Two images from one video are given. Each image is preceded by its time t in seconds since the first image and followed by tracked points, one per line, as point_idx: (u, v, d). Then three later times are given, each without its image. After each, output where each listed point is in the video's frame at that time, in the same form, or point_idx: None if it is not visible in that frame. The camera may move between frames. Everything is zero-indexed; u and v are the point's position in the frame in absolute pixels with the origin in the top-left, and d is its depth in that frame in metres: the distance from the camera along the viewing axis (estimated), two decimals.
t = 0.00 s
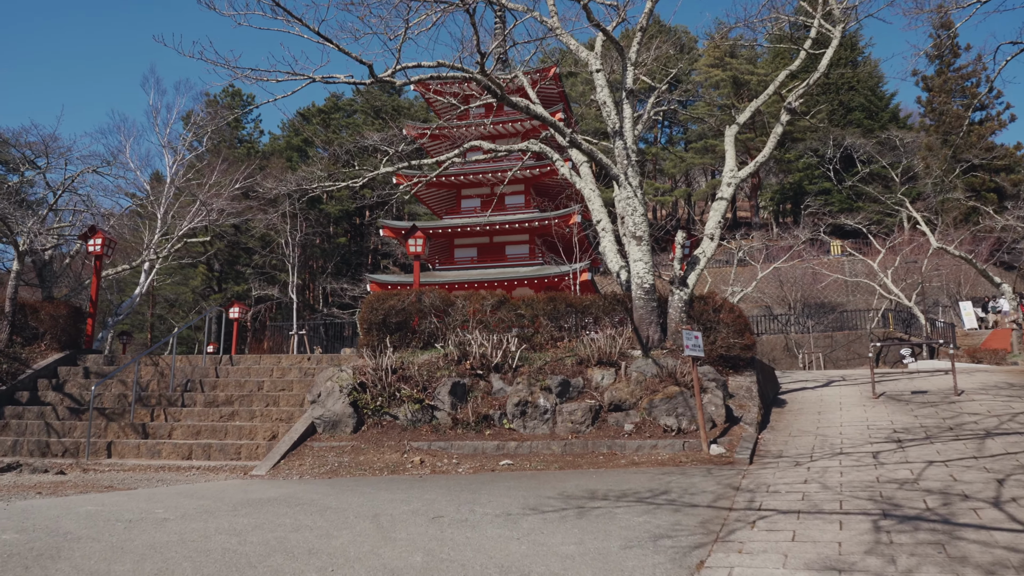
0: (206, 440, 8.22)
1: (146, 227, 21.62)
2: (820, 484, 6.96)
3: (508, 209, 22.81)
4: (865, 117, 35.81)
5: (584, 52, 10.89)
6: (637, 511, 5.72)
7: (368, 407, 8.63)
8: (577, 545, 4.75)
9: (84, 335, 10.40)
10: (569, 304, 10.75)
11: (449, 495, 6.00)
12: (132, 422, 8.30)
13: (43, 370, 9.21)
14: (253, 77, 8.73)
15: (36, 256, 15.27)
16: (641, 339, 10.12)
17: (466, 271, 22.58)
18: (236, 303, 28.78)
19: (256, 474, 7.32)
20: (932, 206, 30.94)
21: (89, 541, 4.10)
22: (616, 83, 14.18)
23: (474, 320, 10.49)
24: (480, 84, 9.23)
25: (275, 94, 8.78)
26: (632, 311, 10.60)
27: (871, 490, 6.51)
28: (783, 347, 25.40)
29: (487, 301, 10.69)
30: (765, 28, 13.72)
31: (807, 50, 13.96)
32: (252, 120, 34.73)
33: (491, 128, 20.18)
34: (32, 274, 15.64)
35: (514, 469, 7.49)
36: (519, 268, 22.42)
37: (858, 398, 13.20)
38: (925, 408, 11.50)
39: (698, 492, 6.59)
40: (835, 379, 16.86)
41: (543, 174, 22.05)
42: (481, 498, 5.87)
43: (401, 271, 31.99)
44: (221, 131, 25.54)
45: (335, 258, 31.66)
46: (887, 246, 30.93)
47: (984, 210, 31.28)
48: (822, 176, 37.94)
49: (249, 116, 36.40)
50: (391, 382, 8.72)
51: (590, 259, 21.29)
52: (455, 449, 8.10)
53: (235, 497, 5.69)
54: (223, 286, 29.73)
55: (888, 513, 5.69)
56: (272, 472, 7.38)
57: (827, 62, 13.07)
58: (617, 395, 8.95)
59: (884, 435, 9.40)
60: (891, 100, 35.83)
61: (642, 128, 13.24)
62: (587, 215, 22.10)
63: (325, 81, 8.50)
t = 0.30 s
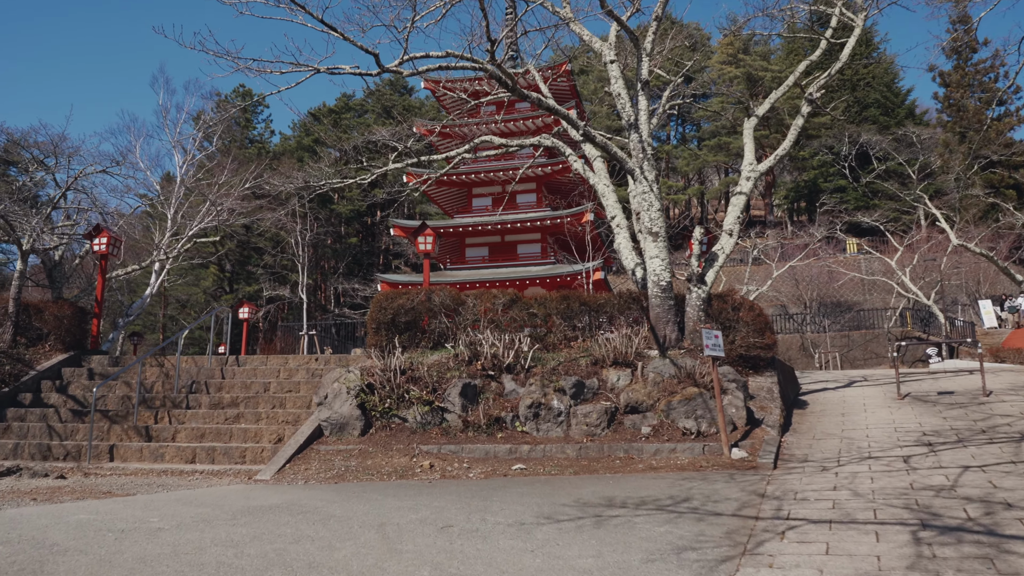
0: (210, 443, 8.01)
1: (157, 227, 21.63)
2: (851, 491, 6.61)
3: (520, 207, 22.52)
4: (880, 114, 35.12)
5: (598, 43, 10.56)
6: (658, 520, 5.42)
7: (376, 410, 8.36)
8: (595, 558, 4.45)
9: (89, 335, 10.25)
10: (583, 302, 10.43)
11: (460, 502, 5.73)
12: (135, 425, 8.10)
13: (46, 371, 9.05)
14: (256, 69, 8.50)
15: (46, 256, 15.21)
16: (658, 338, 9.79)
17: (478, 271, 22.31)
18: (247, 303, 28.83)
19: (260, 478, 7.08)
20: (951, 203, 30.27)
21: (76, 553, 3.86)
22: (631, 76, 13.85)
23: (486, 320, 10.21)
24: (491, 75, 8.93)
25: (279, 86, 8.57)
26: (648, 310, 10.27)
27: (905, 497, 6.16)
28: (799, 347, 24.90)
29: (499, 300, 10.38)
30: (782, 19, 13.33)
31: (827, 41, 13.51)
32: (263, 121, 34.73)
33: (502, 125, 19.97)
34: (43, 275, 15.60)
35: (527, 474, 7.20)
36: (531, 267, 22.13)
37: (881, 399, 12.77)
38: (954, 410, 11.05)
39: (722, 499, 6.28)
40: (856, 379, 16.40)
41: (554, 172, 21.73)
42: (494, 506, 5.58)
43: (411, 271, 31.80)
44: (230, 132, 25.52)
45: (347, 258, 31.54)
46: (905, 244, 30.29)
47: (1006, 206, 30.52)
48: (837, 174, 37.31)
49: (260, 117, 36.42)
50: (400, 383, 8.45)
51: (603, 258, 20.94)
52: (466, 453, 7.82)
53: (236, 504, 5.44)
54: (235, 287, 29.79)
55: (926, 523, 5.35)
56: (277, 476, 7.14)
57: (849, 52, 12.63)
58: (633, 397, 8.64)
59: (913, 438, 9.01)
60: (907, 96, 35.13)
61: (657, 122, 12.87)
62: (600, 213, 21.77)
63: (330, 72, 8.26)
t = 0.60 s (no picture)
0: (220, 445, 7.82)
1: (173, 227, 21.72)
2: (891, 498, 6.22)
3: (536, 205, 22.23)
4: (901, 109, 34.26)
5: (616, 33, 10.23)
6: (687, 531, 5.10)
7: (389, 412, 8.10)
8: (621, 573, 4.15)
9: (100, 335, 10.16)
10: (602, 300, 10.06)
11: (476, 510, 5.45)
12: (144, 427, 7.95)
13: (57, 372, 8.93)
14: (265, 61, 8.34)
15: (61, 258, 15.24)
16: (681, 337, 9.45)
17: (494, 270, 22.04)
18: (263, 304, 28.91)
19: (270, 483, 6.85)
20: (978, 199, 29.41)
21: (70, 567, 3.63)
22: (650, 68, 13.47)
23: (502, 319, 9.91)
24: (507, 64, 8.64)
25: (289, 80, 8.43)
26: (670, 308, 9.91)
27: (950, 506, 5.77)
28: (821, 346, 24.34)
29: (516, 298, 10.07)
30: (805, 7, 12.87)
31: (854, 29, 13.01)
32: (279, 121, 34.79)
33: (516, 122, 19.78)
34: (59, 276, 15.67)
35: (547, 479, 6.90)
36: (548, 265, 21.84)
37: (913, 399, 12.27)
38: (993, 411, 10.54)
39: (753, 507, 5.96)
40: (885, 378, 15.86)
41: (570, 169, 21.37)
42: (512, 515, 5.29)
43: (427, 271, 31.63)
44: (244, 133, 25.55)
45: (363, 258, 31.45)
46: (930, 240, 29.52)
47: None
48: (858, 170, 36.52)
49: (276, 118, 36.50)
50: (414, 384, 8.19)
51: (621, 256, 20.58)
52: (483, 456, 7.54)
53: (243, 511, 5.22)
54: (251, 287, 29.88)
55: (977, 535, 4.96)
56: (288, 481, 6.91)
57: (877, 40, 12.14)
58: (656, 398, 8.31)
59: (952, 441, 8.57)
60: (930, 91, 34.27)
61: (677, 115, 12.46)
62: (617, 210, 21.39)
63: (340, 63, 8.06)
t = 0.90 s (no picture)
0: (236, 448, 7.65)
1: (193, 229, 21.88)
2: (943, 506, 5.79)
3: (556, 203, 21.91)
4: (928, 103, 33.17)
5: (641, 20, 9.86)
6: (725, 543, 4.75)
7: (409, 413, 7.84)
8: None
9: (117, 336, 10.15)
10: (628, 297, 9.68)
11: (499, 518, 5.16)
12: (160, 429, 7.83)
13: (73, 373, 8.85)
14: (280, 54, 8.17)
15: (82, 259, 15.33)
16: (710, 336, 9.07)
17: (514, 269, 21.74)
18: (284, 304, 29.11)
19: (286, 487, 6.63)
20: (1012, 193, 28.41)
21: None
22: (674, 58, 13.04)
23: (523, 317, 9.61)
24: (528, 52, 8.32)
25: (304, 71, 8.26)
26: (699, 305, 9.53)
27: (1009, 516, 5.34)
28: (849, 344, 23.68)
29: (537, 296, 9.75)
30: None
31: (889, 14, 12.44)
32: (299, 122, 34.93)
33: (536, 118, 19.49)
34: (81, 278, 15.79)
35: (572, 485, 6.58)
36: (569, 264, 21.50)
37: (953, 399, 11.71)
38: None
39: (795, 516, 5.60)
40: (921, 378, 15.23)
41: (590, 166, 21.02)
42: (538, 524, 4.98)
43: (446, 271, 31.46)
44: (263, 134, 25.63)
45: (382, 258, 31.40)
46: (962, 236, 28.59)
47: None
48: (884, 166, 35.57)
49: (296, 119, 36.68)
50: (434, 386, 7.93)
51: (644, 254, 20.17)
52: (505, 460, 7.26)
53: (255, 518, 4.99)
54: (272, 288, 30.05)
55: None
56: (304, 485, 6.69)
57: (914, 24, 11.58)
58: (685, 399, 7.95)
59: (1000, 444, 8.07)
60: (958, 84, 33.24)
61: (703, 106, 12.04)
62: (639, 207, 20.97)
63: (356, 52, 7.85)
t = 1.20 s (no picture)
0: (254, 450, 7.51)
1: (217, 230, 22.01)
2: (1004, 515, 5.35)
3: (578, 200, 21.57)
4: (958, 96, 31.98)
5: (668, 7, 9.49)
6: (770, 556, 4.40)
7: (431, 414, 7.58)
8: None
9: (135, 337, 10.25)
10: (656, 294, 9.29)
11: (526, 526, 4.87)
12: (176, 431, 7.77)
13: (90, 374, 8.99)
14: (297, 45, 7.99)
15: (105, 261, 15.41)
16: (743, 333, 8.68)
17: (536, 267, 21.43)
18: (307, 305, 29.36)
19: (303, 492, 6.43)
20: None
21: None
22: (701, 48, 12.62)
23: (547, 316, 9.31)
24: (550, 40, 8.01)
25: (321, 60, 8.19)
26: (731, 302, 9.14)
27: None
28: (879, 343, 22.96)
29: (562, 293, 9.41)
30: None
31: None
32: (320, 123, 35.10)
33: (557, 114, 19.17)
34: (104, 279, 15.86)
35: (601, 490, 6.26)
36: (592, 262, 21.16)
37: (998, 399, 11.13)
38: None
39: (842, 525, 5.20)
40: (960, 378, 14.60)
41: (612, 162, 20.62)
42: (567, 533, 4.68)
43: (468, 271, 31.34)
44: (284, 136, 25.73)
45: (404, 259, 31.36)
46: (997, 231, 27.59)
47: None
48: (911, 161, 34.44)
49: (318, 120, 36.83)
50: (456, 386, 7.66)
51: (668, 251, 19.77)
52: (531, 463, 6.97)
53: (270, 525, 4.78)
54: (294, 289, 30.25)
55: None
56: (322, 489, 6.49)
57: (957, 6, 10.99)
58: (718, 399, 7.59)
59: None
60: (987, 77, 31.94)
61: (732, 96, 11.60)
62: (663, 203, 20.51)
63: (375, 40, 7.64)
